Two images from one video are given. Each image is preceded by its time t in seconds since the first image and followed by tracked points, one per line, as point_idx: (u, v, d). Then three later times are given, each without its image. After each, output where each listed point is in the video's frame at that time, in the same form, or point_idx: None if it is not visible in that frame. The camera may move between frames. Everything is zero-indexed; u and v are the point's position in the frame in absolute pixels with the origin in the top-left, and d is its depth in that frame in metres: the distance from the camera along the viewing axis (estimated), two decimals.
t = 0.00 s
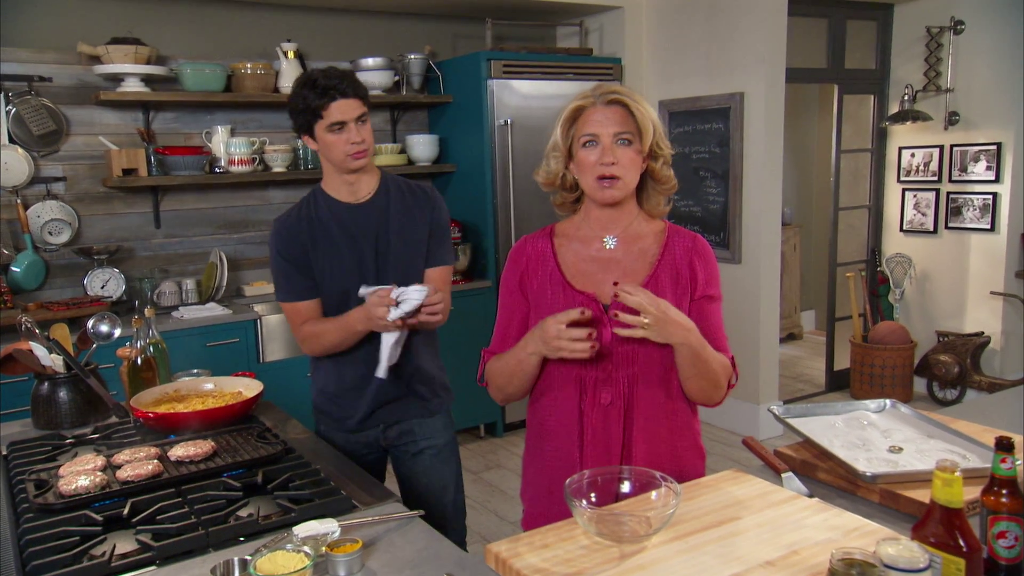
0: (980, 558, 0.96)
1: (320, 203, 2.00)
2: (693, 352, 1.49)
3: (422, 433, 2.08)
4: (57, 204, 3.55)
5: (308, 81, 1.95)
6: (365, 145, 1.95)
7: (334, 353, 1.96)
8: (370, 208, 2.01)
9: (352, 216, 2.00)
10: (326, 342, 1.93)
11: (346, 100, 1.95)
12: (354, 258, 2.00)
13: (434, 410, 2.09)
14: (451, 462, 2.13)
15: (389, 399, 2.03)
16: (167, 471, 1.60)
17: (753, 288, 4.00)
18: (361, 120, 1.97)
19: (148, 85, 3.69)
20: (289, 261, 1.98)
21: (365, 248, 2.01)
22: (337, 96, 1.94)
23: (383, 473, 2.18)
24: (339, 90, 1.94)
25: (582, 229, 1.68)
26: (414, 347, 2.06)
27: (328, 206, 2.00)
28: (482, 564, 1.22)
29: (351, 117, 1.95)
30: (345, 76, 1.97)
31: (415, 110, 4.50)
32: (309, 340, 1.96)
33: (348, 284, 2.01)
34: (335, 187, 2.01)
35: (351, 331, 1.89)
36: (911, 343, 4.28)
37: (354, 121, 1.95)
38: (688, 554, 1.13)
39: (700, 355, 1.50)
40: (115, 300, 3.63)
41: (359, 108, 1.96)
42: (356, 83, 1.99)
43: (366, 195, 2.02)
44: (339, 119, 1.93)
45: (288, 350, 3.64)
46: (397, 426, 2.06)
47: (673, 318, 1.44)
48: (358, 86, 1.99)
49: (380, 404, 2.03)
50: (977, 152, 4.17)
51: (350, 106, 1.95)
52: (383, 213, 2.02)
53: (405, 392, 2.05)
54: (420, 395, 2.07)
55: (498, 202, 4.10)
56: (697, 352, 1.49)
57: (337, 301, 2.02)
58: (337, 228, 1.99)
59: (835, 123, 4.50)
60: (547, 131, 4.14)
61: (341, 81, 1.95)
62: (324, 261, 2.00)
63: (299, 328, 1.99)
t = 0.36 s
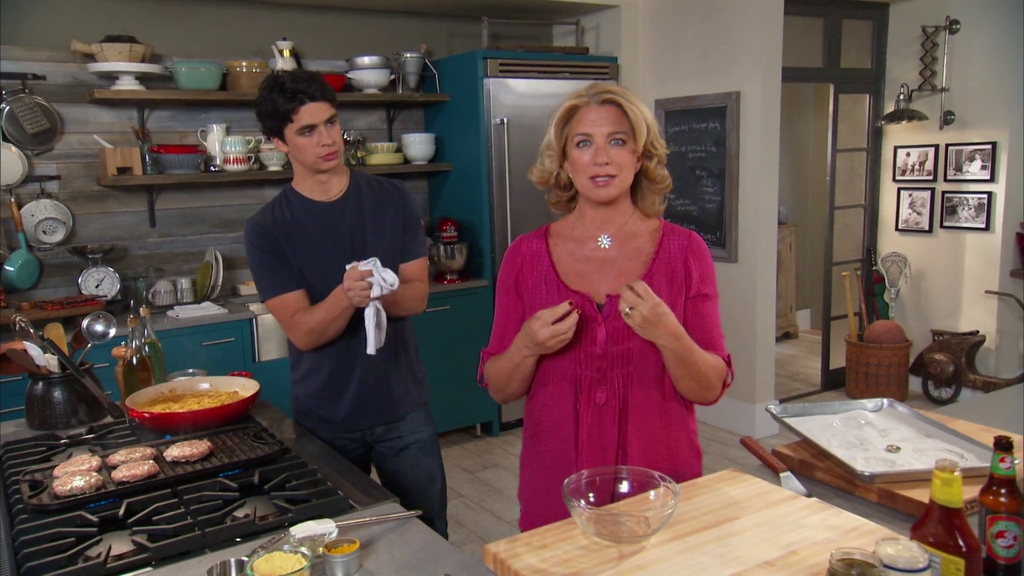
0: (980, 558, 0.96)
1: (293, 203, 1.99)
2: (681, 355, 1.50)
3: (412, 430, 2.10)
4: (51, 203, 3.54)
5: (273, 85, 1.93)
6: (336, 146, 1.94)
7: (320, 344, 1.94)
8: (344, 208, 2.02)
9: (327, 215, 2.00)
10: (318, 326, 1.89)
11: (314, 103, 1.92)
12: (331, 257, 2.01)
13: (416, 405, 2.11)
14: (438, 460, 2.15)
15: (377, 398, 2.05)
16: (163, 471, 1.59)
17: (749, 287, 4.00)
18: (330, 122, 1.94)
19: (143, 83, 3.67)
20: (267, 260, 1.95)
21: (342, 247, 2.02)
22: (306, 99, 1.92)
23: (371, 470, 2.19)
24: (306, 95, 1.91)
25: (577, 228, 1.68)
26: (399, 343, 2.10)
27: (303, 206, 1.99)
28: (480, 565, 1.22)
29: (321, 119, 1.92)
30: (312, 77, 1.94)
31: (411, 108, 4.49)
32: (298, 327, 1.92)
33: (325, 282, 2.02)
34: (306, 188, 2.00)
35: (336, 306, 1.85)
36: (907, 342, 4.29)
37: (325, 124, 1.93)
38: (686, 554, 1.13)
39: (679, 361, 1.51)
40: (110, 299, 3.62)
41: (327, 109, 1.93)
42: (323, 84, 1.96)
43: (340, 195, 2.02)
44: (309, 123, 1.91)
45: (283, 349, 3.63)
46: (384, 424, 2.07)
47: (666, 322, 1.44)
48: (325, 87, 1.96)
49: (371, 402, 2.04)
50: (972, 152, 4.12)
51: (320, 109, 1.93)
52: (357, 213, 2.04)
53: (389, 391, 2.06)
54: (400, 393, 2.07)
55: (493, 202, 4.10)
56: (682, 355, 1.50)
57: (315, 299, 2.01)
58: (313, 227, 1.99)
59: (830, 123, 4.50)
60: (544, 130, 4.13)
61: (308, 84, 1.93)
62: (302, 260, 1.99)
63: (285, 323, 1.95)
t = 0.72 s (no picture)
0: (983, 563, 0.97)
1: (284, 208, 1.99)
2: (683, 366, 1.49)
3: (406, 434, 2.09)
4: (49, 208, 3.53)
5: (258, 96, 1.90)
6: (325, 155, 1.93)
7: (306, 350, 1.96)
8: (335, 211, 2.02)
9: (317, 220, 2.00)
10: (302, 333, 1.90)
11: (300, 113, 1.90)
12: (321, 261, 2.01)
13: (410, 408, 2.11)
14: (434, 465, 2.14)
15: (371, 402, 2.04)
16: (161, 478, 1.59)
17: (748, 291, 4.00)
18: (318, 130, 1.93)
19: (141, 88, 3.67)
20: (256, 264, 1.97)
21: (332, 251, 2.02)
22: (292, 109, 1.89)
23: (367, 474, 2.18)
24: (292, 106, 1.89)
25: (576, 234, 1.68)
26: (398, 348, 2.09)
27: (294, 211, 1.99)
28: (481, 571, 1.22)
29: (309, 129, 1.91)
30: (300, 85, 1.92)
31: (410, 113, 4.49)
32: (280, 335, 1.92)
33: (316, 286, 2.01)
34: (298, 193, 2.00)
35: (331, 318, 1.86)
36: (906, 346, 4.29)
37: (313, 133, 1.91)
38: (688, 560, 1.13)
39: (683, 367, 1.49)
40: (108, 304, 3.61)
41: (314, 118, 1.91)
42: (308, 92, 1.93)
43: (331, 199, 2.02)
44: (296, 134, 1.90)
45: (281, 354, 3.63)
46: (377, 427, 2.06)
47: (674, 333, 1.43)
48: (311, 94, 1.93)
49: (369, 407, 2.03)
50: (971, 156, 4.19)
51: (307, 117, 1.90)
52: (348, 216, 2.03)
53: (384, 394, 2.06)
54: (394, 397, 2.07)
55: (493, 206, 4.10)
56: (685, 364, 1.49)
57: (304, 303, 2.02)
58: (303, 232, 1.99)
59: (829, 127, 4.51)
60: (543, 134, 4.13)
61: (293, 92, 1.90)
62: (293, 264, 1.99)
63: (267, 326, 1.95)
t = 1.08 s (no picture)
0: (987, 565, 0.98)
1: (284, 209, 1.99)
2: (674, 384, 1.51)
3: (406, 436, 2.09)
4: (51, 209, 3.53)
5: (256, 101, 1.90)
6: (326, 156, 1.92)
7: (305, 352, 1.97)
8: (335, 213, 2.01)
9: (317, 221, 1.99)
10: (291, 339, 1.91)
11: (299, 117, 1.90)
12: (321, 263, 2.01)
13: (408, 409, 2.11)
14: (434, 466, 2.14)
15: (372, 404, 2.04)
16: (163, 480, 1.59)
17: (749, 293, 4.00)
18: (318, 131, 1.93)
19: (142, 90, 3.67)
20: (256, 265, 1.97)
21: (332, 253, 2.01)
22: (292, 113, 1.90)
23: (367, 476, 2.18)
24: (291, 109, 1.89)
25: (575, 237, 1.67)
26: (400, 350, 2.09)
27: (294, 212, 1.99)
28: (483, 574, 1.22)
29: (309, 131, 1.91)
30: (299, 89, 1.93)
31: (411, 114, 4.49)
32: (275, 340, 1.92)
33: (315, 287, 2.02)
34: (300, 195, 2.00)
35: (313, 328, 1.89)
36: (907, 348, 4.30)
37: (313, 135, 1.92)
38: (691, 563, 1.13)
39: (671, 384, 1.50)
40: (109, 305, 3.61)
41: (313, 120, 1.92)
42: (307, 96, 1.93)
43: (331, 200, 2.01)
44: (297, 137, 1.90)
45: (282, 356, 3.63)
46: (377, 429, 2.06)
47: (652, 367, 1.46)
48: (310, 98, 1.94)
49: (370, 408, 2.04)
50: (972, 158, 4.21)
51: (307, 120, 1.91)
52: (347, 217, 2.02)
53: (383, 395, 2.05)
54: (394, 399, 2.07)
55: (493, 207, 4.10)
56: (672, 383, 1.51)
57: (301, 303, 2.01)
58: (303, 233, 1.99)
59: (830, 129, 4.51)
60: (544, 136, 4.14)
61: (291, 96, 1.91)
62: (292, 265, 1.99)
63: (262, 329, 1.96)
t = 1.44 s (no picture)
0: (981, 566, 0.98)
1: (280, 213, 1.99)
2: (672, 381, 1.52)
3: (401, 436, 2.09)
4: (45, 208, 3.52)
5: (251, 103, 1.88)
6: (317, 162, 1.92)
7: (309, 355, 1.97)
8: (332, 215, 2.01)
9: (314, 224, 1.99)
10: (291, 344, 1.92)
11: (292, 123, 1.87)
12: (320, 265, 2.00)
13: (405, 409, 2.11)
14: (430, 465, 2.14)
15: (369, 404, 2.04)
16: (158, 479, 1.59)
17: (745, 294, 4.01)
18: (310, 136, 1.91)
19: (138, 89, 3.66)
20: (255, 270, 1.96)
21: (331, 255, 2.01)
22: (285, 118, 1.87)
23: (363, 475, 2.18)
24: (286, 114, 1.87)
25: (571, 237, 1.68)
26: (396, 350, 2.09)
27: (292, 216, 1.98)
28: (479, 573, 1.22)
29: (300, 137, 1.89)
30: (290, 92, 1.89)
31: (407, 114, 4.49)
32: (281, 346, 1.93)
33: (316, 290, 2.01)
34: (296, 196, 2.00)
35: (312, 336, 1.89)
36: (901, 349, 4.30)
37: (305, 141, 1.90)
38: (687, 563, 1.13)
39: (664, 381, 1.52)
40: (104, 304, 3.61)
41: (306, 125, 1.90)
42: (303, 99, 1.91)
43: (329, 203, 2.01)
44: (289, 142, 1.89)
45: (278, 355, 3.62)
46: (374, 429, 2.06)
47: (644, 363, 1.48)
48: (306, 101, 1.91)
49: (367, 408, 2.04)
50: (967, 160, 4.11)
51: (298, 125, 1.88)
52: (346, 218, 2.02)
53: (380, 396, 2.05)
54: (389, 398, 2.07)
55: (490, 207, 4.10)
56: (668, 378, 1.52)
57: (301, 305, 2.01)
58: (302, 236, 1.98)
59: (826, 130, 4.51)
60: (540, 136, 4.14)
61: (286, 100, 1.88)
62: (293, 269, 1.99)
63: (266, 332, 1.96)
